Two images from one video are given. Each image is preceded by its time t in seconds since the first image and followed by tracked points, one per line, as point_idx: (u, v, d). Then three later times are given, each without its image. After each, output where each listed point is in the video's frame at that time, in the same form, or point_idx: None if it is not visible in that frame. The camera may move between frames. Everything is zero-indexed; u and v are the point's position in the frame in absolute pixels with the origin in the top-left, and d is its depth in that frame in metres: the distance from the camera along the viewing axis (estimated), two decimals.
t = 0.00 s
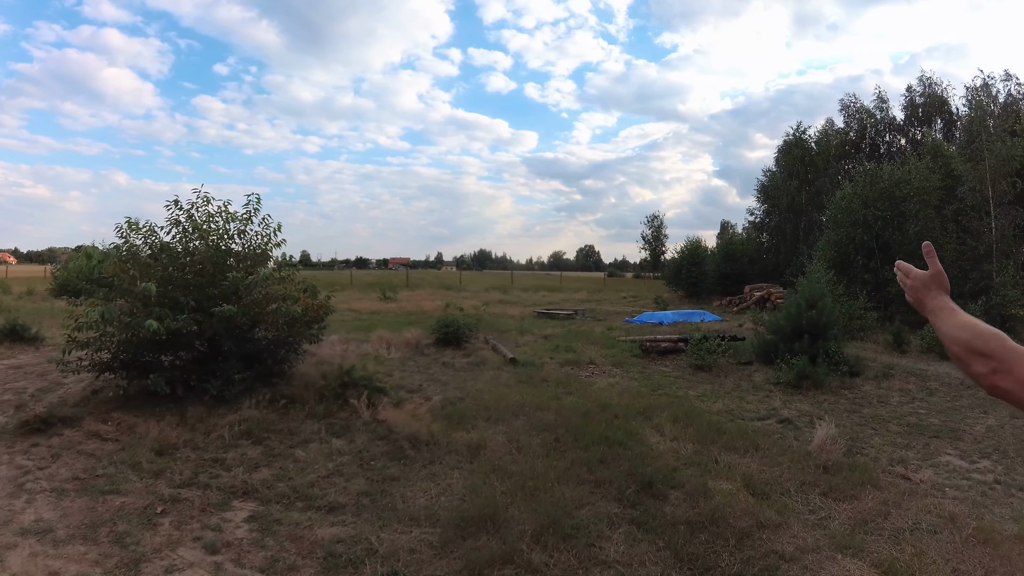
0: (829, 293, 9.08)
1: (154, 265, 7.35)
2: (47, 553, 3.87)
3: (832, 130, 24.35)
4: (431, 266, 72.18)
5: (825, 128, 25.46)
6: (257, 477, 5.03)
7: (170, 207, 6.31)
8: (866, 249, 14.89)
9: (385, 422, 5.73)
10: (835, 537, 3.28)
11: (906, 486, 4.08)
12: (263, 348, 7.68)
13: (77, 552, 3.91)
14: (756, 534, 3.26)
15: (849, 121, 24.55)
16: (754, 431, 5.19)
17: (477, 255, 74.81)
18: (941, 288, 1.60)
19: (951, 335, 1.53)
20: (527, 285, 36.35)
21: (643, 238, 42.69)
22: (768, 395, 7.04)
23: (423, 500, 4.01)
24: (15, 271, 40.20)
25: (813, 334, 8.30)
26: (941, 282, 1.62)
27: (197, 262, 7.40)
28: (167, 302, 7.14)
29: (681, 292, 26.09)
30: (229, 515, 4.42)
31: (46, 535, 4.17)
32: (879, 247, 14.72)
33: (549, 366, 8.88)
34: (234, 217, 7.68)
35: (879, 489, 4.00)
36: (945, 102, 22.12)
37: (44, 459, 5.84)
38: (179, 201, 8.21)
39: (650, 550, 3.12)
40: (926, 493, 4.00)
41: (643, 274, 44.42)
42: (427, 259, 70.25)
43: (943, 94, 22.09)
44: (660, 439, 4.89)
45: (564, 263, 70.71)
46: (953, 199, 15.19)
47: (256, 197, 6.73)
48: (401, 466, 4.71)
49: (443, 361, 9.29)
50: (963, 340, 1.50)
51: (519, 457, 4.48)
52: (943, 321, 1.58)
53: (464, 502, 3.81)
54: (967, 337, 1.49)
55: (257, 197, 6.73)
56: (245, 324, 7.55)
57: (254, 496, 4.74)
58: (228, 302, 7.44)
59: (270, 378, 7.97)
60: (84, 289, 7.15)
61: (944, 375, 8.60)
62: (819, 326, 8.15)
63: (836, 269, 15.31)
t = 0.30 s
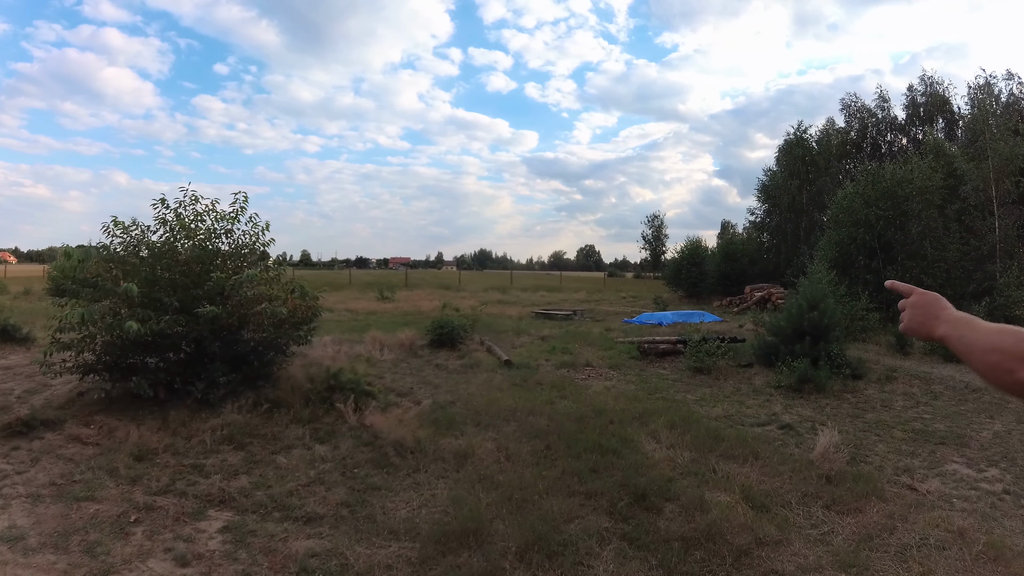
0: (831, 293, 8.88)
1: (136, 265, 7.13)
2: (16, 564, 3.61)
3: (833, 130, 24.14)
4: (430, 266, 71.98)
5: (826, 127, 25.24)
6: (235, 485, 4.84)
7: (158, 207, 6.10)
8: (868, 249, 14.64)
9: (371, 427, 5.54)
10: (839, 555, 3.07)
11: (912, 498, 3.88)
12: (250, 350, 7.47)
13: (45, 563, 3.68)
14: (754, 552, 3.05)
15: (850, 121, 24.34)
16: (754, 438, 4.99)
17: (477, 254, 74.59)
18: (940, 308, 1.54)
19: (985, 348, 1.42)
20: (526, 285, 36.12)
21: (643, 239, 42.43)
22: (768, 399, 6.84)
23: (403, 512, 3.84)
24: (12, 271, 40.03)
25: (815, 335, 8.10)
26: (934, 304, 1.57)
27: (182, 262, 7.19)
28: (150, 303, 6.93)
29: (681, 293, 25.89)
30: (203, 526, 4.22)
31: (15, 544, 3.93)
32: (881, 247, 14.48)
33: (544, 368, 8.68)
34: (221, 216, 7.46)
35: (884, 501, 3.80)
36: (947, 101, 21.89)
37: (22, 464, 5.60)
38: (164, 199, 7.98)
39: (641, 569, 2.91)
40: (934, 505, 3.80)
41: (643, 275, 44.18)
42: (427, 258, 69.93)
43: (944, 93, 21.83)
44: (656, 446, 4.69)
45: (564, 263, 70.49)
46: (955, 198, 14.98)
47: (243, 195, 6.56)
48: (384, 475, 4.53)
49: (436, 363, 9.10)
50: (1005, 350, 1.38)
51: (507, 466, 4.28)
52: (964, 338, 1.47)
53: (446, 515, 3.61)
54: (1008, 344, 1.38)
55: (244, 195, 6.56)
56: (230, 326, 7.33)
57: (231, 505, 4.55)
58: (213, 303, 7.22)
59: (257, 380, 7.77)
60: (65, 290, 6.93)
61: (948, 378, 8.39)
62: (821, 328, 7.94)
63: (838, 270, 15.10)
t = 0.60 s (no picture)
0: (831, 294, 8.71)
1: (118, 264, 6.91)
2: None
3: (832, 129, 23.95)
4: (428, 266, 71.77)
5: (825, 126, 25.07)
6: (212, 493, 4.65)
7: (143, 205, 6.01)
8: (868, 248, 14.41)
9: (355, 432, 5.36)
10: (840, 569, 2.89)
11: (917, 508, 3.70)
12: (235, 352, 7.28)
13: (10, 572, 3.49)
14: (751, 570, 2.87)
15: (849, 120, 24.17)
16: (752, 444, 4.82)
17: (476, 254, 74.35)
18: (908, 302, 1.42)
19: (969, 338, 1.28)
20: (524, 285, 35.89)
21: (642, 239, 42.17)
22: (767, 402, 6.66)
23: (382, 524, 3.65)
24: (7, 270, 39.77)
25: (815, 337, 7.93)
26: (898, 298, 1.45)
27: (165, 262, 6.97)
28: (132, 304, 6.73)
29: (679, 292, 25.70)
30: (175, 535, 4.03)
31: None
32: (881, 246, 14.31)
33: (538, 370, 8.49)
34: (207, 215, 7.30)
35: (888, 512, 3.62)
36: (947, 100, 21.72)
37: None
38: (149, 198, 7.77)
39: None
40: (940, 517, 3.62)
41: (642, 275, 44.01)
42: (425, 258, 69.64)
43: (944, 92, 21.67)
44: (650, 453, 4.50)
45: (563, 263, 70.30)
46: (956, 197, 14.80)
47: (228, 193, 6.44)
48: (365, 483, 4.35)
49: (428, 365, 8.92)
50: (992, 338, 1.25)
51: (492, 474, 4.10)
52: (942, 328, 1.32)
53: (427, 528, 3.44)
54: (999, 330, 1.25)
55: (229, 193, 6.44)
56: (213, 328, 7.12)
57: (208, 513, 4.36)
58: (196, 304, 7.00)
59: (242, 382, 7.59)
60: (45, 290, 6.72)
61: (950, 380, 8.21)
62: (820, 329, 7.77)
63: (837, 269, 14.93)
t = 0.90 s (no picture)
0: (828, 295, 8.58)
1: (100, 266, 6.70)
2: None
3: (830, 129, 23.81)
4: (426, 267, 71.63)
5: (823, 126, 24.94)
6: (190, 497, 4.49)
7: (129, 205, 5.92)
8: (865, 249, 14.44)
9: (337, 436, 5.21)
10: None
11: (913, 518, 3.56)
12: (220, 353, 7.07)
13: None
14: None
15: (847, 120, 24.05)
16: (744, 450, 4.69)
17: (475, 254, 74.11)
18: (833, 295, 1.29)
19: (885, 334, 1.14)
20: (522, 286, 35.75)
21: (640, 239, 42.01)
22: (762, 405, 6.54)
23: (358, 531, 3.51)
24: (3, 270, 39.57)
25: (811, 339, 7.81)
26: (826, 291, 1.31)
27: (148, 264, 6.76)
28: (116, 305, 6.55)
29: (677, 293, 25.59)
30: (149, 540, 3.89)
31: None
32: (879, 246, 14.24)
33: (530, 372, 8.36)
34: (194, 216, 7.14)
35: (882, 522, 3.48)
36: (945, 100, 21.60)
37: None
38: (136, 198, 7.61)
39: None
40: (936, 527, 3.48)
41: (640, 275, 43.89)
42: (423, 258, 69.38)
43: (942, 92, 21.55)
44: (638, 459, 4.36)
45: (562, 263, 70.18)
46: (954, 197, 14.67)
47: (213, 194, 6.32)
48: (344, 488, 4.20)
49: (418, 367, 8.77)
50: (908, 333, 1.11)
51: (473, 480, 3.96)
52: (862, 322, 1.18)
53: (402, 536, 3.30)
54: (913, 328, 1.11)
55: (214, 194, 6.32)
56: (199, 329, 6.90)
57: (184, 517, 4.21)
58: (181, 307, 6.75)
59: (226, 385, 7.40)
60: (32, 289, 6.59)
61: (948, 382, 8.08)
62: (816, 331, 7.65)
63: (835, 270, 14.86)
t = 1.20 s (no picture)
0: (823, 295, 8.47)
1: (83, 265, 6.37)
2: None
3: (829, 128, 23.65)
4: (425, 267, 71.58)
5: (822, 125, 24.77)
6: (169, 497, 4.35)
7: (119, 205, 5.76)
8: (863, 248, 14.38)
9: (320, 437, 5.12)
10: None
11: (904, 526, 3.47)
12: (208, 353, 6.75)
13: None
14: None
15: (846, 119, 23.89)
16: (732, 453, 4.63)
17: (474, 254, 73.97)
18: (784, 299, 1.21)
19: (824, 334, 1.06)
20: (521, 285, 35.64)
21: (640, 239, 41.84)
22: (753, 407, 6.49)
23: (333, 534, 3.42)
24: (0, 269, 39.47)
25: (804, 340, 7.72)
26: (778, 296, 1.23)
27: (133, 264, 6.41)
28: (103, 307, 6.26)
29: (675, 293, 25.55)
30: (127, 540, 3.76)
31: None
32: (877, 246, 14.19)
33: (522, 373, 8.29)
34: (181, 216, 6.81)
35: (872, 530, 3.39)
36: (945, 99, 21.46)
37: None
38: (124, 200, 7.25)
39: None
40: (928, 535, 3.39)
41: (640, 275, 43.80)
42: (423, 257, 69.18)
43: (942, 90, 21.36)
44: (623, 463, 4.27)
45: (562, 263, 70.06)
46: (954, 197, 14.53)
47: (201, 194, 6.12)
48: (324, 490, 4.10)
49: (409, 368, 8.68)
50: (846, 333, 1.03)
51: (455, 484, 3.88)
52: (806, 323, 1.11)
53: (377, 539, 3.24)
54: (851, 327, 1.03)
55: (203, 195, 6.12)
56: (186, 329, 6.57)
57: (163, 517, 4.08)
58: (167, 307, 6.41)
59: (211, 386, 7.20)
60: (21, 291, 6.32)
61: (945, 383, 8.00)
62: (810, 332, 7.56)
63: (833, 270, 14.83)
